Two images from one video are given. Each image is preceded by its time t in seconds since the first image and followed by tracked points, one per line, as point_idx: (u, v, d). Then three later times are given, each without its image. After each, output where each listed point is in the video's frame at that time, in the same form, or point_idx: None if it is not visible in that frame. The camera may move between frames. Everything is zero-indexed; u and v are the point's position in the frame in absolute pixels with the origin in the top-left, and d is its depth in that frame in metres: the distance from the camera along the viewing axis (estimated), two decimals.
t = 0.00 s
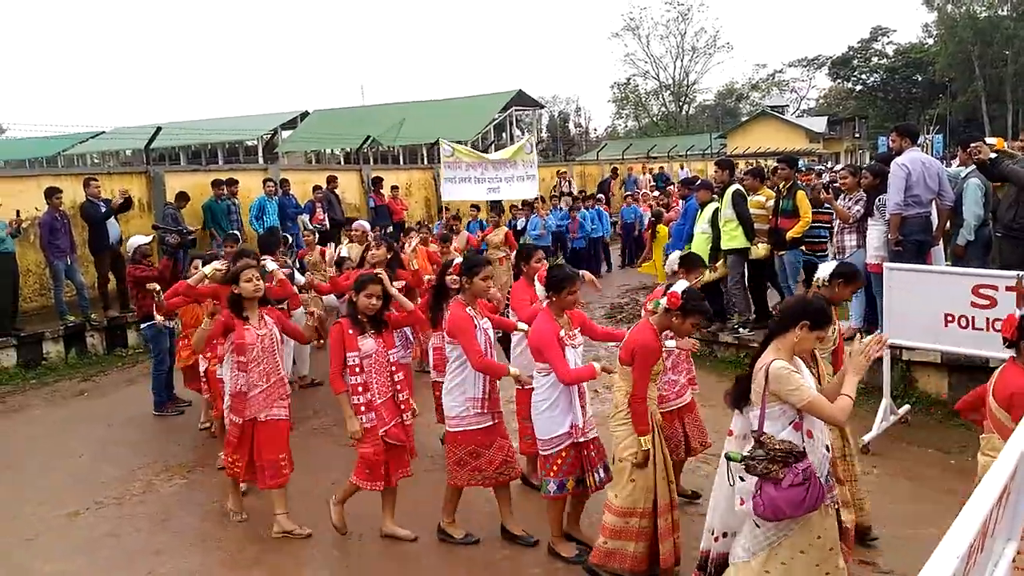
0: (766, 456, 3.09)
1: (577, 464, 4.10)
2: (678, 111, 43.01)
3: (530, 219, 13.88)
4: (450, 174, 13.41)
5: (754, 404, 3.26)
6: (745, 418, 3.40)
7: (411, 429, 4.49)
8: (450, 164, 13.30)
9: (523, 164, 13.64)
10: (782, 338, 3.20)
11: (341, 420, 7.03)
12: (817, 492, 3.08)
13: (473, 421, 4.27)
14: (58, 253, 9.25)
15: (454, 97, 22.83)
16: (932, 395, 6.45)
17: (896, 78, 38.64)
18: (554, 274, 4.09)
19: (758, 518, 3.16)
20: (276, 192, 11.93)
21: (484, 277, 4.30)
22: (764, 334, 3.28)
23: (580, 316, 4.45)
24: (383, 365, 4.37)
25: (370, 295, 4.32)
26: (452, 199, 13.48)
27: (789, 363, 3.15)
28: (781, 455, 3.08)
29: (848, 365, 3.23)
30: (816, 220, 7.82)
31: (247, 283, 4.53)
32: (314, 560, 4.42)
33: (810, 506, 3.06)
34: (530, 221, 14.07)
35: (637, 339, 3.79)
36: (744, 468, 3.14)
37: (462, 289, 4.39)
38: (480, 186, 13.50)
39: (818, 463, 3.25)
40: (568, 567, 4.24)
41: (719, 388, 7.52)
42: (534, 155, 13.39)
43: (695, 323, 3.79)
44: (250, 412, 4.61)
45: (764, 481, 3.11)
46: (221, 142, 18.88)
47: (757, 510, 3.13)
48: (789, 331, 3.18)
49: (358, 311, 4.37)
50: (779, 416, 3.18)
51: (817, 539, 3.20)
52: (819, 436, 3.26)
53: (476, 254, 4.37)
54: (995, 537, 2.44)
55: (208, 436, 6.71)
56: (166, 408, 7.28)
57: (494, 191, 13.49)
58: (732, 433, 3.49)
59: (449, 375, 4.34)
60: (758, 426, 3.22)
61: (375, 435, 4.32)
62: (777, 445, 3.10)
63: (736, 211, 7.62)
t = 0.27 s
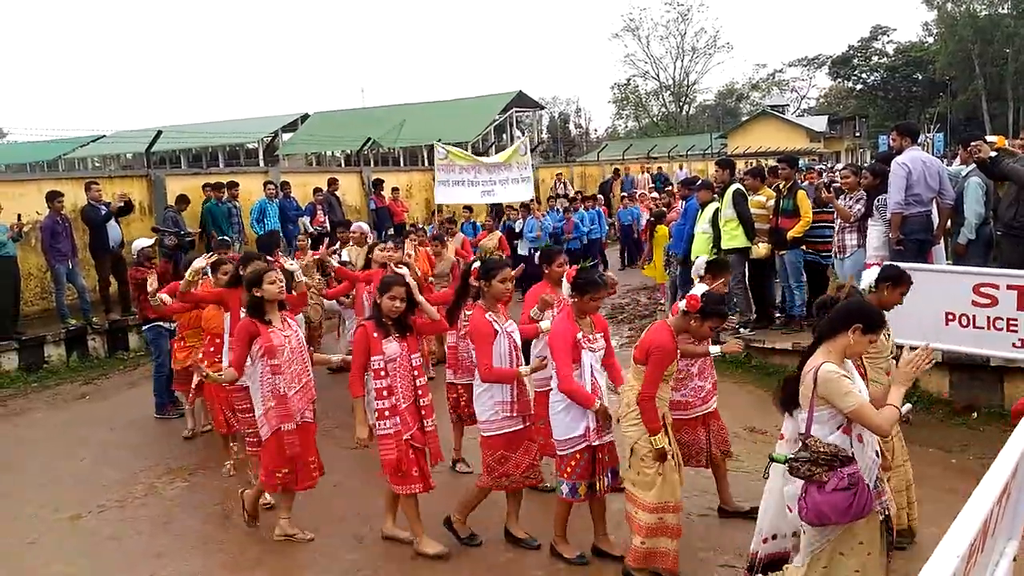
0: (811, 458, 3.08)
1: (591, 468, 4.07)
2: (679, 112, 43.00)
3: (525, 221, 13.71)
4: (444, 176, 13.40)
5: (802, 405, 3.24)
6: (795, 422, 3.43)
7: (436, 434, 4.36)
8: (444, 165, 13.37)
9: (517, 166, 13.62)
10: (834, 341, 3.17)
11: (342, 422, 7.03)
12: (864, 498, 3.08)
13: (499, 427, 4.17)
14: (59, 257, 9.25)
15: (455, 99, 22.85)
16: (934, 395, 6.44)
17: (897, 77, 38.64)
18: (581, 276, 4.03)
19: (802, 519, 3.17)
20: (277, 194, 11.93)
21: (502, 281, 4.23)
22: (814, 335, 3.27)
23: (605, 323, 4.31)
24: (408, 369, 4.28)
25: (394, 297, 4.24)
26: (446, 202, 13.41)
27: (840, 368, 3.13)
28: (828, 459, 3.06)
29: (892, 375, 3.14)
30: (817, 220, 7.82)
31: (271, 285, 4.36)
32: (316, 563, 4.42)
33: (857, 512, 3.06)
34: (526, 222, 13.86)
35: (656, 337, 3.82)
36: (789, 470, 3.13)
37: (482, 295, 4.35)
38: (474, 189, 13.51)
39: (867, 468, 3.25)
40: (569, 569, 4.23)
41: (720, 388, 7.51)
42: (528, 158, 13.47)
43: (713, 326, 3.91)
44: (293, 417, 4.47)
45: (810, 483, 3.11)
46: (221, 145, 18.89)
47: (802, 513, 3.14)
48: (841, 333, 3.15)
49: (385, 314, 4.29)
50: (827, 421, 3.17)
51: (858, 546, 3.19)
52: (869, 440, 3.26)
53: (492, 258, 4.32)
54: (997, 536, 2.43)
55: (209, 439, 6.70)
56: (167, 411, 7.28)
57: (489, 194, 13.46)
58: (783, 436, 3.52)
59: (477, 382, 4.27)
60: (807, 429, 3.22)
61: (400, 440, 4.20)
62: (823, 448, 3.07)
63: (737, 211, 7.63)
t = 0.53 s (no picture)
0: (863, 470, 3.06)
1: (599, 472, 4.03)
2: (678, 114, 43.04)
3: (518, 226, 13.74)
4: (434, 179, 13.14)
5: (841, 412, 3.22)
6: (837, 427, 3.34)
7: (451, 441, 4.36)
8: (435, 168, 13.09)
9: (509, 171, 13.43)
10: (872, 346, 3.15)
11: (341, 425, 7.02)
12: (908, 505, 3.11)
13: (512, 431, 4.11)
14: (59, 259, 9.26)
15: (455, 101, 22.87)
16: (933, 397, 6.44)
17: (896, 80, 38.69)
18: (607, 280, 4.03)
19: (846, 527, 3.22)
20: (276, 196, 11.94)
21: (513, 285, 4.14)
22: (853, 340, 3.24)
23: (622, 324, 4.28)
24: (430, 374, 4.25)
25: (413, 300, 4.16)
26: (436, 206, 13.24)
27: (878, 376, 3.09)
28: (877, 473, 3.06)
29: (920, 388, 3.12)
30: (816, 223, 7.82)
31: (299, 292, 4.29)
32: (314, 566, 4.41)
33: (901, 518, 3.10)
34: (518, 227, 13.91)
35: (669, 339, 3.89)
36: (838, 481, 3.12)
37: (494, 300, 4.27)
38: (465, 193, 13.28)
39: (907, 474, 3.13)
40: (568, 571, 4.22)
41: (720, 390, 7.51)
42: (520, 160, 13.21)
43: (728, 329, 3.94)
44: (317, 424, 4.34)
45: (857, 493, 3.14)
46: (220, 147, 18.90)
47: (848, 520, 3.18)
48: (878, 338, 3.14)
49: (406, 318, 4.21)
50: (864, 427, 3.13)
51: (894, 550, 3.18)
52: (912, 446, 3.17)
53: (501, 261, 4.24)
54: (995, 538, 2.43)
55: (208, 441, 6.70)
56: (166, 413, 7.27)
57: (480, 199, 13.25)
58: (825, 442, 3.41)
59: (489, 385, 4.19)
60: (848, 436, 3.17)
61: (423, 446, 4.17)
62: (873, 460, 3.06)
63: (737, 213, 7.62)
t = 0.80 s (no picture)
0: (897, 476, 3.10)
1: (620, 472, 4.04)
2: (680, 116, 43.03)
3: (512, 228, 13.87)
4: (428, 182, 12.99)
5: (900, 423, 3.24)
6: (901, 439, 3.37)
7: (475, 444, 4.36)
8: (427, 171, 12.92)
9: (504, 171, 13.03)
10: (930, 359, 3.14)
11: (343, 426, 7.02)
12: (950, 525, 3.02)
13: (526, 439, 4.06)
14: (60, 260, 9.26)
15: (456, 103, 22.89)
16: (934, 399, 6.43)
17: (897, 81, 38.70)
18: (627, 282, 3.94)
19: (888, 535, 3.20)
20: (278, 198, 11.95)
21: (526, 285, 4.11)
22: (915, 353, 3.23)
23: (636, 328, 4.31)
24: (454, 377, 4.24)
25: (438, 301, 4.13)
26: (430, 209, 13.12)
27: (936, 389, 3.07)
28: (914, 482, 3.07)
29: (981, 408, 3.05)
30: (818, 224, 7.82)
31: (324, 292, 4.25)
32: (316, 568, 4.41)
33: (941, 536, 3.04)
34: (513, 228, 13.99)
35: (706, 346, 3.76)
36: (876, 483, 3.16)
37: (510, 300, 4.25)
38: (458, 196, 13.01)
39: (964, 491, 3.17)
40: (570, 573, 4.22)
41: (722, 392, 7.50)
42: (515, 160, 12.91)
43: (762, 333, 3.83)
44: (340, 424, 4.29)
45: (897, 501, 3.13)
46: (222, 149, 18.91)
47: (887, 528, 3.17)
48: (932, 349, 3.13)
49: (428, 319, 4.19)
50: (918, 440, 3.14)
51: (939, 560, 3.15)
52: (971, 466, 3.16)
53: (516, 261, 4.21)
54: (998, 540, 2.43)
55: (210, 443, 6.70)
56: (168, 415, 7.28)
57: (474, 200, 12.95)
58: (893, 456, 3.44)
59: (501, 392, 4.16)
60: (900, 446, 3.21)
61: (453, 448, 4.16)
62: (910, 468, 3.08)
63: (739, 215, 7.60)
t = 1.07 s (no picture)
0: (943, 460, 3.15)
1: (635, 479, 4.01)
2: (684, 116, 43.01)
3: (510, 230, 13.90)
4: (423, 182, 13.08)
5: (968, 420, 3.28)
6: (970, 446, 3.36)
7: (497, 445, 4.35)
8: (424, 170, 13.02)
9: (502, 170, 12.85)
10: (994, 357, 3.20)
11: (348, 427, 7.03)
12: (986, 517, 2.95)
13: (537, 444, 4.06)
14: (65, 263, 9.29)
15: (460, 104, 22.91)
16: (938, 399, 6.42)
17: (902, 80, 38.65)
18: (647, 287, 3.94)
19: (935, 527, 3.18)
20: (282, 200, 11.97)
21: (541, 285, 4.12)
22: (981, 353, 3.29)
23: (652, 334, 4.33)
24: (476, 378, 4.25)
25: (464, 300, 4.16)
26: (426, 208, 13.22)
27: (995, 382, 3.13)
28: (957, 467, 3.10)
29: None
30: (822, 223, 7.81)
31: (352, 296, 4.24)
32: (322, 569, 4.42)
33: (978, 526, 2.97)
34: (512, 229, 13.99)
35: (740, 349, 3.66)
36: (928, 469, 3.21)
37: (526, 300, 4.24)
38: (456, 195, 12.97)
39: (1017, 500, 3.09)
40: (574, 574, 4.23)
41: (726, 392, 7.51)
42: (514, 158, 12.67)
43: (800, 334, 3.71)
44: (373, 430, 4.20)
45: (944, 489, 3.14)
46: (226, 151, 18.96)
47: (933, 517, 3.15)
48: (991, 344, 3.21)
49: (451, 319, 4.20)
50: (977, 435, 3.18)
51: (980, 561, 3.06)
52: None
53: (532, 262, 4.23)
54: (1002, 539, 2.43)
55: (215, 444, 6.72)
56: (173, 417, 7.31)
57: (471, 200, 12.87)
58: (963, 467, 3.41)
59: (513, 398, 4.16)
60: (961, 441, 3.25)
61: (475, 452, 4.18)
62: (957, 454, 3.13)
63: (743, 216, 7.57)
